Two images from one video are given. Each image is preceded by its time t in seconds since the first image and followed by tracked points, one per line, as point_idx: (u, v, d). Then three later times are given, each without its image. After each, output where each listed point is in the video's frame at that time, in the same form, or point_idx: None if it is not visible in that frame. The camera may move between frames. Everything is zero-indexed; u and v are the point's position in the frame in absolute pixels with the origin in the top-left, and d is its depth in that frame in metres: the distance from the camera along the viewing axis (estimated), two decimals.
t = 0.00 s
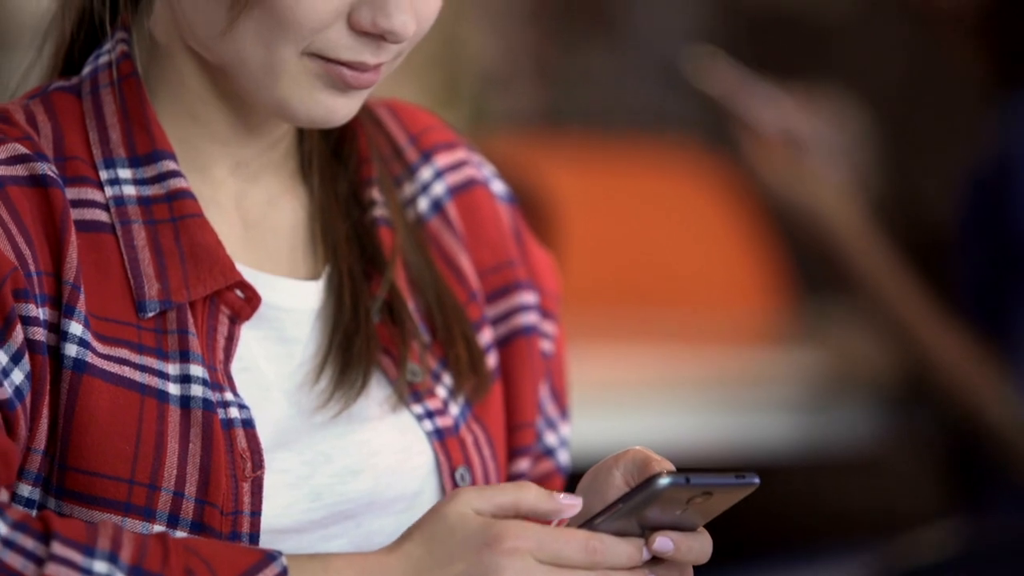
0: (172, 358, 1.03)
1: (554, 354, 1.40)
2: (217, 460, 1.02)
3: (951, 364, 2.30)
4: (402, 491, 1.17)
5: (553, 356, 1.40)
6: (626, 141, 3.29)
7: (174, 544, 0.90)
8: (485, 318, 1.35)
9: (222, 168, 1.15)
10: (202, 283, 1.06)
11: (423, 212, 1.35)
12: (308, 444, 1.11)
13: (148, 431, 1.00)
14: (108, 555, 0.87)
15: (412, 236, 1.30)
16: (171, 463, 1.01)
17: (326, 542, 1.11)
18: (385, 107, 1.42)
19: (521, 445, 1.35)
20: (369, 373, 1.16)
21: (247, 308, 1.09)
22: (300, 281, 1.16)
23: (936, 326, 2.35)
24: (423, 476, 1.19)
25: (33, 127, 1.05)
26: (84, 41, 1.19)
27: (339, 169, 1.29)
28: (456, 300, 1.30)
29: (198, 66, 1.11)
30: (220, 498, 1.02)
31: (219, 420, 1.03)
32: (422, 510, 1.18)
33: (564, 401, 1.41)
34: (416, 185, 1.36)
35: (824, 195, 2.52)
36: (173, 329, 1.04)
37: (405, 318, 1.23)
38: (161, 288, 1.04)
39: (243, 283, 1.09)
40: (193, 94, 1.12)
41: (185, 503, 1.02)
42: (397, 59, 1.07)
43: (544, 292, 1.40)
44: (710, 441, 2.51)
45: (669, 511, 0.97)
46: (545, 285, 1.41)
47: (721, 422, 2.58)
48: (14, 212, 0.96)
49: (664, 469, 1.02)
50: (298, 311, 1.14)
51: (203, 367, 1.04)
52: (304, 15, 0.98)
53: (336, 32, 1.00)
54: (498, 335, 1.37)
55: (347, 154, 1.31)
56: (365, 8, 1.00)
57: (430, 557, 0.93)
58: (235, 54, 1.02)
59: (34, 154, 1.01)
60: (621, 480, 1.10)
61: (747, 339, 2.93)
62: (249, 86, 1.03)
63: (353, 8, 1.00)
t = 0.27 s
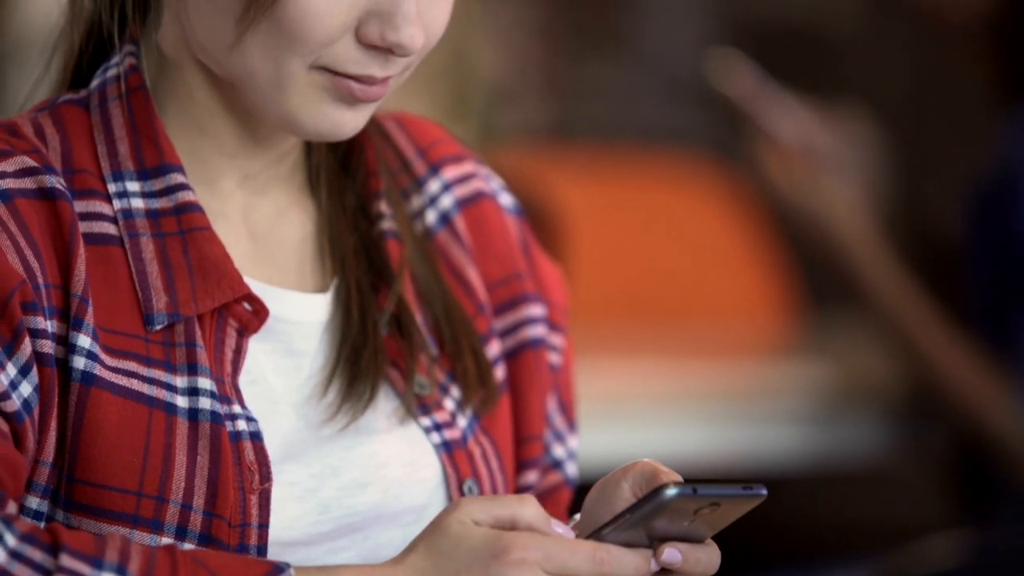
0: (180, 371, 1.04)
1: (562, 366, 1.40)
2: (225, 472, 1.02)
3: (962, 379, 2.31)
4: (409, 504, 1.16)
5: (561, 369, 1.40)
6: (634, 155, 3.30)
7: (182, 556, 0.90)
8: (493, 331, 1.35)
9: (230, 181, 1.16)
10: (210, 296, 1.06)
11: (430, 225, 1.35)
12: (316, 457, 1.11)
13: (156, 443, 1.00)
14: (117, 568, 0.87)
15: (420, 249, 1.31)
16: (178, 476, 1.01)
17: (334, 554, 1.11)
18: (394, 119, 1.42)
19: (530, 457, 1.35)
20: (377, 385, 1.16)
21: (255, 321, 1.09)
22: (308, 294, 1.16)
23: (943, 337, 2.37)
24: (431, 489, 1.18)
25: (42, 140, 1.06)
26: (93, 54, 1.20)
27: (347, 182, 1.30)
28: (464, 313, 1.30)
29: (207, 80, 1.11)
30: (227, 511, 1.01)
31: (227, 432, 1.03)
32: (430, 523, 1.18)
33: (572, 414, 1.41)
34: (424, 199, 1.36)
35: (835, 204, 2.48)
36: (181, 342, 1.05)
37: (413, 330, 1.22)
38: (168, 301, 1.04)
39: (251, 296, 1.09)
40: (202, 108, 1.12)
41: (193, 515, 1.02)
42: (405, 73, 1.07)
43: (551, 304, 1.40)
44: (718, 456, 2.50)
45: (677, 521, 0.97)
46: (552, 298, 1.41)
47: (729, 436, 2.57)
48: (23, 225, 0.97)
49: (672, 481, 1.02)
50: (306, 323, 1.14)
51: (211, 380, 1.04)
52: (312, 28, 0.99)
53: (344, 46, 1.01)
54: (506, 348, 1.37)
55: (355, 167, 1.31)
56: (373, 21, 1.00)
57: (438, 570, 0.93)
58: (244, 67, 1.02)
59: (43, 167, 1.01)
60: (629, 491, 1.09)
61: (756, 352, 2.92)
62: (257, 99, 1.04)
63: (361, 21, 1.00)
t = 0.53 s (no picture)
0: (189, 376, 1.04)
1: (572, 371, 1.40)
2: (234, 477, 1.02)
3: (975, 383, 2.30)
4: (418, 509, 1.16)
5: (570, 375, 1.40)
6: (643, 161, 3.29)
7: (191, 560, 0.90)
8: (503, 336, 1.35)
9: (240, 186, 1.16)
10: (220, 301, 1.07)
11: (440, 231, 1.36)
12: (325, 462, 1.11)
13: (165, 448, 1.00)
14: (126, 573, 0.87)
15: (429, 255, 1.31)
16: (187, 481, 1.01)
17: (343, 559, 1.11)
18: (403, 125, 1.42)
19: (539, 462, 1.34)
20: (386, 391, 1.16)
21: (264, 326, 1.09)
22: (318, 299, 1.16)
23: (954, 342, 2.36)
24: (440, 494, 1.18)
25: (51, 146, 1.06)
26: (103, 59, 1.20)
27: (356, 188, 1.30)
28: (473, 318, 1.30)
29: (217, 87, 1.12)
30: (236, 515, 1.02)
31: (236, 437, 1.03)
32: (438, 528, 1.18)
33: (582, 419, 1.41)
34: (433, 204, 1.36)
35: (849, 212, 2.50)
36: (190, 347, 1.05)
37: (422, 335, 1.23)
38: (178, 306, 1.04)
39: (260, 301, 1.09)
40: (211, 113, 1.13)
41: (202, 520, 1.02)
42: (414, 79, 1.08)
43: (561, 309, 1.40)
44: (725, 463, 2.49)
45: (686, 527, 0.97)
46: (562, 303, 1.41)
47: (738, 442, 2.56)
48: (32, 230, 0.97)
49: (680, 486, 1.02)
50: (315, 328, 1.14)
51: (220, 385, 1.04)
52: (322, 35, 0.99)
53: (354, 52, 1.01)
54: (516, 353, 1.37)
55: (364, 173, 1.31)
56: (383, 28, 1.01)
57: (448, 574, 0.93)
58: (253, 74, 1.02)
59: (53, 172, 1.01)
60: (638, 496, 1.09)
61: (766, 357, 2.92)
62: (267, 106, 1.04)
63: (371, 28, 1.01)
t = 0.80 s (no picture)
0: (197, 375, 1.04)
1: (580, 370, 1.40)
2: (241, 475, 1.02)
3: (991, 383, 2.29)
4: (426, 508, 1.16)
5: (578, 373, 1.40)
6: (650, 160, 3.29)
7: (199, 559, 0.90)
8: (510, 335, 1.35)
9: (247, 186, 1.16)
10: (228, 300, 1.07)
11: (448, 230, 1.35)
12: (333, 461, 1.11)
13: (173, 447, 1.00)
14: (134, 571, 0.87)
15: (437, 254, 1.30)
16: (196, 479, 1.01)
17: (351, 558, 1.11)
18: (410, 124, 1.42)
19: (547, 462, 1.34)
20: (394, 390, 1.16)
21: (272, 325, 1.09)
22: (326, 297, 1.16)
23: (971, 341, 2.37)
24: (448, 493, 1.18)
25: (59, 144, 1.06)
26: (110, 58, 1.20)
27: (364, 187, 1.30)
28: (480, 317, 1.30)
29: (224, 86, 1.12)
30: (244, 514, 1.02)
31: (244, 436, 1.03)
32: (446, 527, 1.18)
33: (589, 418, 1.40)
34: (441, 203, 1.36)
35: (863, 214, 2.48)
36: (198, 346, 1.05)
37: (430, 334, 1.22)
38: (185, 304, 1.05)
39: (268, 300, 1.09)
40: (219, 113, 1.13)
41: (210, 518, 1.02)
42: (422, 79, 1.07)
43: (569, 309, 1.40)
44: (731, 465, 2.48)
45: (694, 528, 0.97)
46: (570, 302, 1.41)
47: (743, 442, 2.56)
48: (40, 229, 0.97)
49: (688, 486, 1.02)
50: (322, 327, 1.14)
51: (228, 383, 1.04)
52: (329, 34, 0.99)
53: (361, 52, 1.01)
54: (523, 352, 1.37)
55: (372, 171, 1.31)
56: (390, 27, 1.01)
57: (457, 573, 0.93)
58: (261, 73, 1.02)
59: (61, 171, 1.01)
60: (645, 496, 1.09)
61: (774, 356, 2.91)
62: (275, 105, 1.04)
63: (379, 28, 1.01)
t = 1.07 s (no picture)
0: (201, 370, 1.04)
1: (584, 365, 1.40)
2: (245, 471, 1.02)
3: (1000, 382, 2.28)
4: (431, 503, 1.16)
5: (583, 368, 1.40)
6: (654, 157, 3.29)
7: (202, 556, 0.90)
8: (515, 330, 1.35)
9: (251, 183, 1.16)
10: (232, 296, 1.07)
11: (452, 225, 1.35)
12: (338, 456, 1.11)
13: (177, 443, 1.01)
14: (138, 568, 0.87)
15: (442, 249, 1.30)
16: (200, 475, 1.01)
17: (355, 553, 1.11)
18: (414, 120, 1.42)
19: (551, 457, 1.34)
20: (398, 385, 1.16)
21: (276, 320, 1.09)
22: (330, 293, 1.16)
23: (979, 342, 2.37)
24: (452, 488, 1.18)
25: (63, 141, 1.06)
26: (114, 56, 1.20)
27: (368, 183, 1.29)
28: (485, 313, 1.30)
29: (228, 82, 1.12)
30: (248, 510, 1.02)
31: (249, 432, 1.03)
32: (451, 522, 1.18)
33: (594, 413, 1.40)
34: (445, 199, 1.36)
35: (868, 220, 2.50)
36: (202, 342, 1.05)
37: (434, 329, 1.22)
38: (190, 301, 1.05)
39: (273, 296, 1.09)
40: (222, 110, 1.13)
41: (214, 514, 1.02)
42: (425, 76, 1.07)
43: (573, 304, 1.40)
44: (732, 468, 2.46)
45: (697, 524, 0.97)
46: (575, 297, 1.41)
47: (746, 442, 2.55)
48: (44, 226, 0.97)
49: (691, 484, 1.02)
50: (326, 323, 1.14)
51: (232, 379, 1.04)
52: (333, 31, 0.99)
53: (364, 49, 1.01)
54: (528, 347, 1.36)
55: (376, 167, 1.31)
56: (393, 24, 1.00)
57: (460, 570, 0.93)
58: (264, 71, 1.02)
59: (64, 168, 1.01)
60: (649, 494, 1.09)
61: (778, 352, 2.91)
62: (278, 102, 1.03)
63: (381, 24, 1.00)
